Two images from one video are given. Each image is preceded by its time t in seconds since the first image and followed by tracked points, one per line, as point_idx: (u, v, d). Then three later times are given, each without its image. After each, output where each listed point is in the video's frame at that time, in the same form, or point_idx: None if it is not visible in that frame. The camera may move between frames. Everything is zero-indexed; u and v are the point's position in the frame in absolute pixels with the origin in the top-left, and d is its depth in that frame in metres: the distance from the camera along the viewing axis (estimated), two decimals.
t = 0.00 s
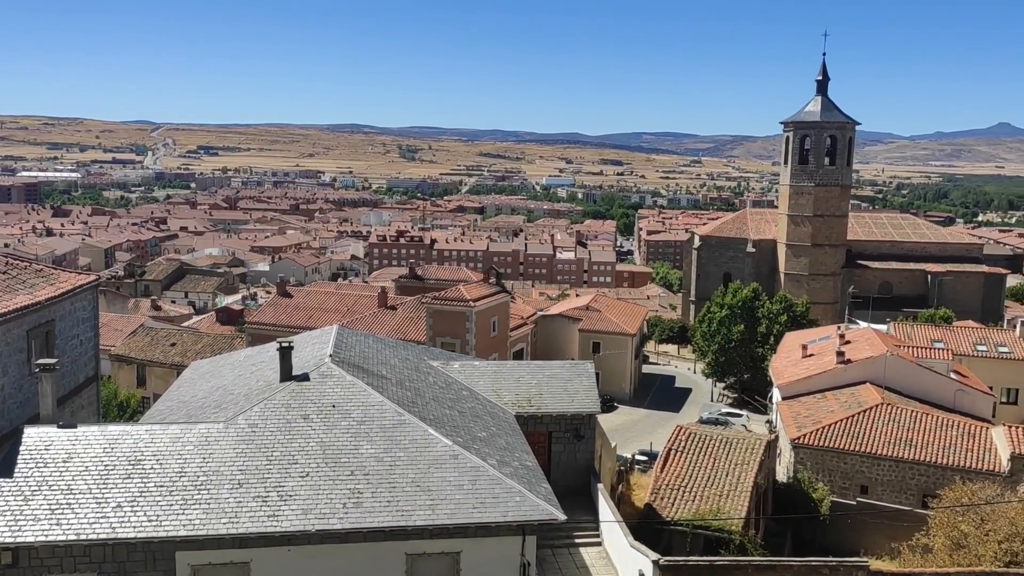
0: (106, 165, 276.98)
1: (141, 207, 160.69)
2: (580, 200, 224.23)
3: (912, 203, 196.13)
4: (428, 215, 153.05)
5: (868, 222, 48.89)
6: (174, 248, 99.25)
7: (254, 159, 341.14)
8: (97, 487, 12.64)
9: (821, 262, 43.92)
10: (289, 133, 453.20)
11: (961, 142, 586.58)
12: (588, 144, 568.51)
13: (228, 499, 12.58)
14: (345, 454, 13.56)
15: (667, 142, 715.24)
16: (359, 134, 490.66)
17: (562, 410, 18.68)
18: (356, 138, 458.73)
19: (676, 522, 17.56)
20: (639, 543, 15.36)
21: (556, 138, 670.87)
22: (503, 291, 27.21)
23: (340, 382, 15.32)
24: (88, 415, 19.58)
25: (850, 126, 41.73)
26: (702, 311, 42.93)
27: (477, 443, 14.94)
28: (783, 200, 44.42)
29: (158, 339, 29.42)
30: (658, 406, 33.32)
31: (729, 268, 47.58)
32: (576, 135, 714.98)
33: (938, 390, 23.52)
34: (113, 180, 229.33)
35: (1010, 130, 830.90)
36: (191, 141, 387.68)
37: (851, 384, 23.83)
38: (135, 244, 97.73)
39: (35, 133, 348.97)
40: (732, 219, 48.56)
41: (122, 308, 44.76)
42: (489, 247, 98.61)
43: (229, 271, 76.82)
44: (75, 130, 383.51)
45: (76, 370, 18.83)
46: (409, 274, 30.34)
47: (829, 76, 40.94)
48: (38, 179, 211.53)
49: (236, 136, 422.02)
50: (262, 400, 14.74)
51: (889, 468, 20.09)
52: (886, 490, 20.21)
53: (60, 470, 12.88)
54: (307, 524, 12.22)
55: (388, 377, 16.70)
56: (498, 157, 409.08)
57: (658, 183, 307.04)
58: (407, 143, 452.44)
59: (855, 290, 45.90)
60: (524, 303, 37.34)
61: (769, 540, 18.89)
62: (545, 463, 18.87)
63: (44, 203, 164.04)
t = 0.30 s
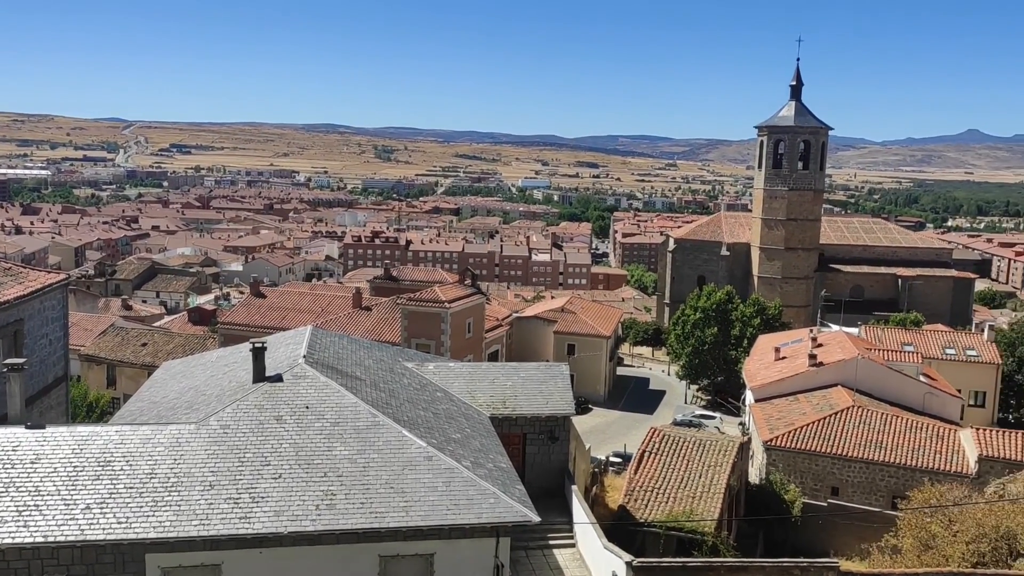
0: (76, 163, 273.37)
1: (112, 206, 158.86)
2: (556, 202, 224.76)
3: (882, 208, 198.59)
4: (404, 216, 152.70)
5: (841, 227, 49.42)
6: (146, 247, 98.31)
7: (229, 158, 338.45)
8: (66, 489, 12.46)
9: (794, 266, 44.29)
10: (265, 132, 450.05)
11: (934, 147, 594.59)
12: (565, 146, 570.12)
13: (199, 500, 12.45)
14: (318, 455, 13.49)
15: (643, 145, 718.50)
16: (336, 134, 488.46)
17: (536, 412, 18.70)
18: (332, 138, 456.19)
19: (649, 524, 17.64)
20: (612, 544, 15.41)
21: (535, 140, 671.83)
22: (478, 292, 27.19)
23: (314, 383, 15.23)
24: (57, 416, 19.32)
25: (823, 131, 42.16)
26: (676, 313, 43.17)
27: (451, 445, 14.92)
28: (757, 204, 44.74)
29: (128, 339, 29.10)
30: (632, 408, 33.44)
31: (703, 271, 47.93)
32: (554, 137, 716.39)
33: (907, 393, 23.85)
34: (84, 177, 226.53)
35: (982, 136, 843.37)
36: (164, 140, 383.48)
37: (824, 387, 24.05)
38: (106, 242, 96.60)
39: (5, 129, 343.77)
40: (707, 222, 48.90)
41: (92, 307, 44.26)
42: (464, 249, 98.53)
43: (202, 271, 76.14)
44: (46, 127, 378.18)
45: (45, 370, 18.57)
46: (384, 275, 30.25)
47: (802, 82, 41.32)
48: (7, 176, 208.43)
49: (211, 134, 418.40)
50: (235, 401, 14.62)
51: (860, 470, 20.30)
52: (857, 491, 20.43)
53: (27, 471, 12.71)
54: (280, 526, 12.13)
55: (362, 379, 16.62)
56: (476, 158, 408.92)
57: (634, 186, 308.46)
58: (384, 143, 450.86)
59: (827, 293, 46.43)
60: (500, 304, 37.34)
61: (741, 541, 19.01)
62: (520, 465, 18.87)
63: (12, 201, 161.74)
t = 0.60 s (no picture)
0: (57, 157, 271.01)
1: (93, 201, 157.70)
2: (541, 200, 224.99)
3: (864, 209, 199.98)
4: (388, 213, 152.38)
5: (824, 227, 49.74)
6: (127, 243, 97.67)
7: (212, 154, 336.52)
8: (45, 486, 12.36)
9: (777, 266, 44.50)
10: (249, 128, 447.76)
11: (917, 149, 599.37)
12: (550, 145, 570.50)
13: (180, 498, 12.37)
14: (301, 453, 13.43)
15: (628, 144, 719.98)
16: (321, 131, 486.73)
17: (520, 410, 18.70)
18: (317, 134, 454.44)
19: (632, 522, 17.67)
20: (595, 542, 15.45)
21: (521, 138, 671.93)
22: (463, 290, 27.16)
23: (297, 380, 15.17)
24: (37, 412, 19.14)
25: (807, 132, 42.34)
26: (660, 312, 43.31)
27: (435, 443, 14.89)
28: (741, 204, 44.92)
29: (110, 336, 28.90)
30: (616, 406, 33.52)
31: (687, 270, 48.15)
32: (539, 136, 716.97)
33: (888, 392, 24.03)
34: (65, 172, 224.64)
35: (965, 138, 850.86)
36: (146, 135, 380.54)
37: (806, 386, 24.18)
38: (87, 238, 95.87)
39: None
40: (691, 221, 49.07)
41: (73, 303, 43.96)
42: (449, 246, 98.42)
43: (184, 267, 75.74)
44: (27, 121, 374.70)
45: (25, 366, 18.39)
46: (368, 272, 30.18)
47: (786, 82, 41.50)
48: None
49: (195, 130, 415.73)
50: (217, 398, 14.54)
51: (840, 468, 20.44)
52: (838, 490, 20.55)
53: (6, 468, 12.59)
54: (261, 524, 12.06)
55: (345, 376, 16.57)
56: (461, 156, 408.53)
57: (619, 185, 309.13)
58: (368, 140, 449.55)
59: (810, 293, 46.75)
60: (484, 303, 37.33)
61: (723, 539, 19.12)
62: (503, 463, 18.88)
63: None
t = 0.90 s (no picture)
0: (32, 152, 267.90)
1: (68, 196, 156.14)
2: (521, 200, 225.27)
3: (841, 212, 201.71)
4: (368, 211, 151.95)
5: (801, 230, 50.15)
6: (103, 239, 96.83)
7: (190, 149, 333.93)
8: (17, 484, 12.21)
9: (755, 267, 44.78)
10: (229, 124, 444.77)
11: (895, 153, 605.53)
12: (531, 145, 571.21)
13: (154, 497, 12.26)
14: (278, 452, 13.34)
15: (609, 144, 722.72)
16: (302, 128, 484.57)
17: (498, 409, 18.69)
18: (297, 131, 452.14)
19: (609, 522, 17.74)
20: (572, 541, 15.49)
21: (502, 138, 672.14)
22: (442, 289, 27.09)
23: (274, 379, 15.08)
24: (9, 410, 18.89)
25: (785, 135, 42.64)
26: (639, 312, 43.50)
27: (413, 442, 14.85)
28: (719, 205, 45.15)
29: (84, 332, 28.60)
30: (594, 406, 33.58)
31: (665, 271, 48.41)
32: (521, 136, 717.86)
33: (863, 394, 24.26)
34: (39, 166, 222.19)
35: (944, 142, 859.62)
36: (123, 130, 377.12)
37: (783, 387, 24.33)
38: (61, 233, 94.90)
39: None
40: (670, 222, 49.32)
41: (47, 300, 43.48)
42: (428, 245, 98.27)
43: (160, 263, 75.15)
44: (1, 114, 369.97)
45: None
46: (347, 271, 30.06)
47: (765, 85, 41.77)
48: None
49: (173, 125, 412.25)
50: (193, 395, 14.40)
51: (816, 469, 20.59)
52: (813, 490, 20.72)
53: None
54: (236, 523, 11.98)
55: (323, 375, 16.49)
56: (442, 155, 408.12)
57: (599, 186, 310.03)
58: (348, 138, 447.87)
59: (786, 295, 47.22)
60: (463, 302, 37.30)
61: (699, 539, 19.22)
62: (481, 462, 18.86)
63: None
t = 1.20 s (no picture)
0: (11, 150, 265.21)
1: (48, 194, 154.68)
2: (506, 201, 225.24)
3: (824, 214, 203.11)
4: (351, 211, 151.49)
5: (784, 232, 50.45)
6: (83, 238, 96.02)
7: (172, 148, 331.73)
8: None
9: (738, 269, 44.99)
10: (212, 123, 442.21)
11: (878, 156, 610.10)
12: (516, 145, 571.19)
13: (135, 498, 12.17)
14: (260, 453, 13.28)
15: (595, 146, 723.96)
16: (286, 128, 482.33)
17: (482, 410, 18.67)
18: (281, 131, 449.98)
19: (592, 522, 17.76)
20: (555, 542, 15.50)
21: (488, 138, 671.98)
22: (426, 289, 27.06)
23: (256, 379, 15.01)
24: None
25: (768, 138, 42.86)
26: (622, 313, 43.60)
27: (396, 443, 14.81)
28: (703, 207, 45.31)
29: (64, 332, 28.36)
30: (577, 407, 33.62)
31: (649, 272, 48.53)
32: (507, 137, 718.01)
33: (845, 395, 24.45)
34: (18, 164, 220.07)
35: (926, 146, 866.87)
36: (104, 128, 374.33)
37: (765, 388, 24.45)
38: (41, 232, 94.05)
39: None
40: (654, 224, 49.46)
41: (26, 299, 43.08)
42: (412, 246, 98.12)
43: (141, 263, 74.62)
44: None
45: None
46: (331, 271, 29.98)
47: (748, 88, 41.96)
48: None
49: (156, 124, 409.32)
50: (174, 396, 14.31)
51: (797, 469, 20.70)
52: (794, 491, 20.83)
53: None
54: (217, 524, 11.90)
55: (306, 375, 16.42)
56: (427, 155, 407.50)
57: (583, 187, 310.70)
58: (332, 137, 446.41)
59: (769, 296, 47.51)
60: (447, 302, 37.26)
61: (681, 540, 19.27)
62: (464, 463, 18.85)
63: None
